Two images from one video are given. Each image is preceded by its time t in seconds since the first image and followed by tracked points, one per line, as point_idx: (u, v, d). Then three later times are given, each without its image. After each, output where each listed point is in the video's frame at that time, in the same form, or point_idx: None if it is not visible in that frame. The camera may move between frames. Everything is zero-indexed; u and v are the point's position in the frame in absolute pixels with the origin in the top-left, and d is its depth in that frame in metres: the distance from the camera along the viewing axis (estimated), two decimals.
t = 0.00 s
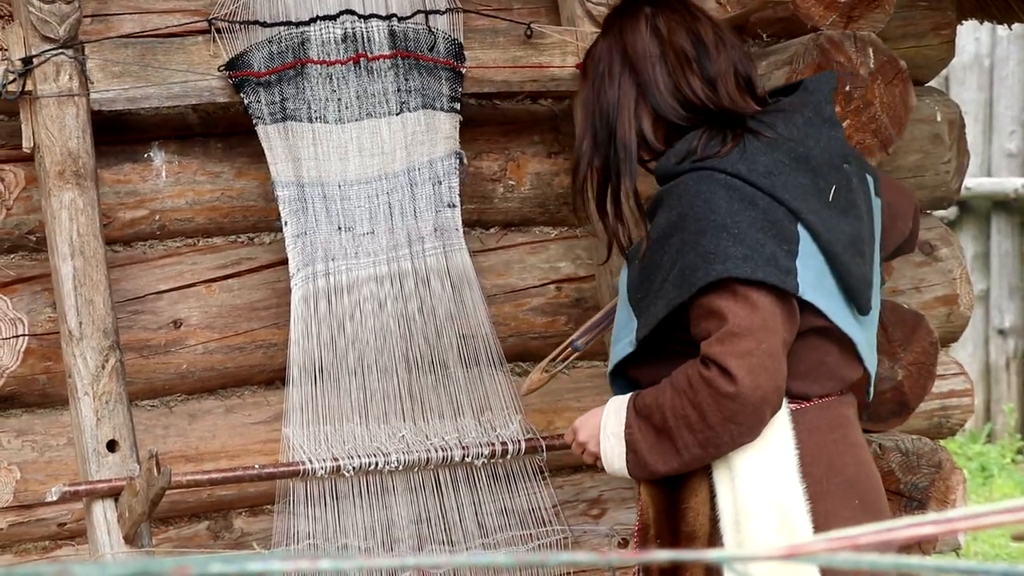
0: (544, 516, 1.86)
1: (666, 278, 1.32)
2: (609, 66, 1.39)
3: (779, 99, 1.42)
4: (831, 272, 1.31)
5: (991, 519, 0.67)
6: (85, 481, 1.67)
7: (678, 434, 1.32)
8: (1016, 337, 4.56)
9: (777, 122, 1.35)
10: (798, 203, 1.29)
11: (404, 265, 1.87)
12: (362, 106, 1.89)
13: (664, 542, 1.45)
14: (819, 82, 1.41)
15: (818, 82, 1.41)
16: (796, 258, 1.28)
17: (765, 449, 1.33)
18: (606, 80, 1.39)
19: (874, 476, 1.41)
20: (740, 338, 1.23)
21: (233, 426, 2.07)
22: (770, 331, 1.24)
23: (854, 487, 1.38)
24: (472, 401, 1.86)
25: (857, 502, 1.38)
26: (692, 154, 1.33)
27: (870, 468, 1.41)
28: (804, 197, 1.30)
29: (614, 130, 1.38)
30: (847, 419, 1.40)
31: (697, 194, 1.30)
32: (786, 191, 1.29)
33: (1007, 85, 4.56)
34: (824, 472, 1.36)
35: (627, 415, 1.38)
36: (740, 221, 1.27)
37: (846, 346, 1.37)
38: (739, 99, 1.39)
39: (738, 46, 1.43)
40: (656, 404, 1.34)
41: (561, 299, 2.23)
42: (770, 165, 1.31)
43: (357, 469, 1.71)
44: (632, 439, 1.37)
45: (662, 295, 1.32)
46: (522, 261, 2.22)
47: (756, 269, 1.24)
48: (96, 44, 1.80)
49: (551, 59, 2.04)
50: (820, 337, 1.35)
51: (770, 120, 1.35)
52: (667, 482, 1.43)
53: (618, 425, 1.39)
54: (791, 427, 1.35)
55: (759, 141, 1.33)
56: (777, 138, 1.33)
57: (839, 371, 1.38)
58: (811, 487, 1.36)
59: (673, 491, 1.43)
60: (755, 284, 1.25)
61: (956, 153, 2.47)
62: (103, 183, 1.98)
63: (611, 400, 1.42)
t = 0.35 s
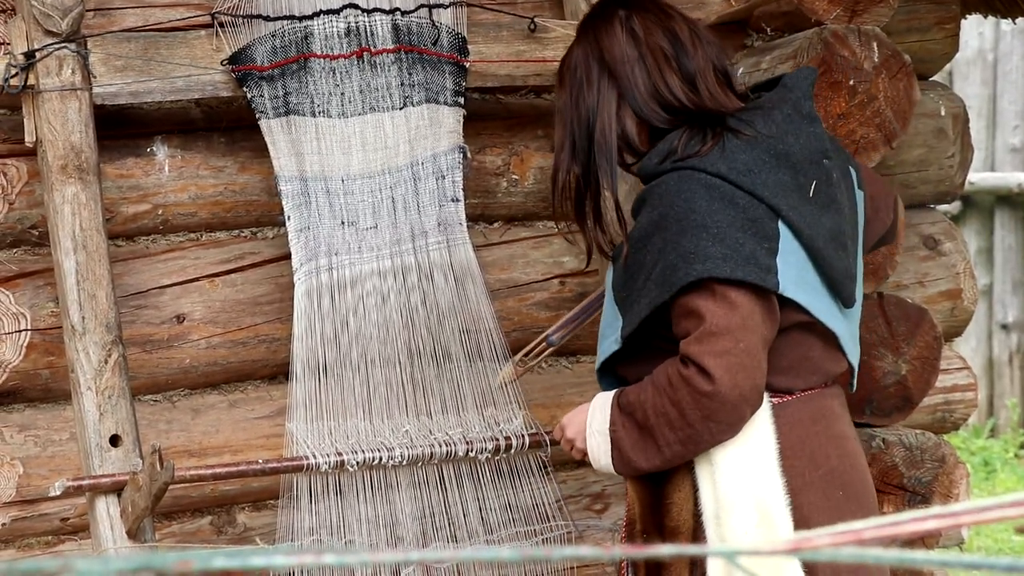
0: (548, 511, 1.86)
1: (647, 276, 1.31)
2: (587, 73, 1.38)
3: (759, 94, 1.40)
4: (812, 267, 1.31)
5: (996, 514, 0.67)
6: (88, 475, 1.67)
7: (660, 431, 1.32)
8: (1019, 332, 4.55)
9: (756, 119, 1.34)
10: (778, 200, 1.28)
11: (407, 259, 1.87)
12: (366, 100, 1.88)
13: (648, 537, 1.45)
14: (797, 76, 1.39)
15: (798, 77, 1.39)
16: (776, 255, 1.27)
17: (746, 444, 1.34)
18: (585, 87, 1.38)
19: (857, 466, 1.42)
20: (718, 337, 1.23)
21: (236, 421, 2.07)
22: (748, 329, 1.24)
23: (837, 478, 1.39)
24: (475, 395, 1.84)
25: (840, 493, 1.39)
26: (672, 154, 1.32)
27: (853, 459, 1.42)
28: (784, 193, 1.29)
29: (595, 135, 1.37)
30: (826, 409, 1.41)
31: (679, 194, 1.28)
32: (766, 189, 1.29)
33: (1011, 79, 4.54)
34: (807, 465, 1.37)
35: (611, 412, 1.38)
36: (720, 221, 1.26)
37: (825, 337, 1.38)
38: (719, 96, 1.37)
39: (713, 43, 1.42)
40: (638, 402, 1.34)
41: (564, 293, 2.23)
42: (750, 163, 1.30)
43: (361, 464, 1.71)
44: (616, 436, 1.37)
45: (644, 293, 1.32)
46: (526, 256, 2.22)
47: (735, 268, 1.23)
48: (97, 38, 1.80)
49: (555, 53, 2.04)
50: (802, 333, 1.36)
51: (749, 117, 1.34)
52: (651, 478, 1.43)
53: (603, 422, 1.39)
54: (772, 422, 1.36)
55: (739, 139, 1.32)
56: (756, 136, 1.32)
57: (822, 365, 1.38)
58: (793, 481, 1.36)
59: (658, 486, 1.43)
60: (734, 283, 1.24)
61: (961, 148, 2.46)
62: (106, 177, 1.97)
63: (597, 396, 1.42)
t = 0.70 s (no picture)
0: (542, 505, 1.86)
1: (622, 268, 1.31)
2: (565, 73, 1.36)
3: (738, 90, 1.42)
4: (788, 261, 1.33)
5: (990, 505, 0.67)
6: (81, 468, 1.67)
7: (631, 421, 1.32)
8: (1013, 326, 4.56)
9: (738, 114, 1.35)
10: (758, 195, 1.30)
11: (401, 252, 1.87)
12: (360, 93, 1.88)
13: (622, 528, 1.45)
14: (776, 74, 1.42)
15: (778, 76, 1.41)
16: (754, 250, 1.29)
17: (720, 438, 1.34)
18: (564, 87, 1.36)
19: (829, 457, 1.43)
20: (693, 329, 1.24)
21: (231, 414, 2.06)
22: (723, 324, 1.24)
23: (809, 470, 1.40)
24: (470, 390, 1.84)
25: (812, 485, 1.40)
26: (653, 147, 1.32)
27: (825, 450, 1.43)
28: (763, 189, 1.31)
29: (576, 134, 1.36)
30: (801, 402, 1.41)
31: (661, 186, 1.28)
32: (747, 184, 1.30)
33: (1006, 73, 4.53)
34: (779, 457, 1.38)
35: (583, 401, 1.38)
36: (702, 215, 1.27)
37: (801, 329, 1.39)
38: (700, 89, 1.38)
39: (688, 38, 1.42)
40: (611, 391, 1.33)
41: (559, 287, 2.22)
42: (732, 158, 1.31)
43: (356, 457, 1.71)
44: (587, 425, 1.37)
45: (621, 284, 1.31)
46: (520, 249, 2.21)
47: (715, 263, 1.24)
48: (91, 30, 1.79)
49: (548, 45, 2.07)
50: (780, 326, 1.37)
51: (730, 112, 1.35)
52: (625, 470, 1.43)
53: (575, 410, 1.38)
54: (744, 415, 1.36)
55: (721, 134, 1.32)
56: (739, 131, 1.33)
57: (797, 359, 1.39)
58: (764, 474, 1.37)
59: (631, 478, 1.43)
60: (712, 277, 1.25)
61: (955, 142, 2.46)
62: (100, 170, 1.96)
63: (568, 384, 1.41)
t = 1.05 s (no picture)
0: (536, 500, 1.86)
1: (601, 267, 1.32)
2: (540, 74, 1.34)
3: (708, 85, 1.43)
4: (763, 254, 1.34)
5: (981, 500, 0.67)
6: (75, 465, 1.67)
7: (616, 418, 1.32)
8: (1008, 318, 4.56)
9: (710, 110, 1.36)
10: (734, 190, 1.31)
11: (395, 248, 1.87)
12: (353, 88, 1.87)
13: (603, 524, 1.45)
14: (746, 68, 1.42)
15: (748, 69, 1.41)
16: (731, 245, 1.29)
17: (702, 432, 1.34)
18: (539, 89, 1.34)
19: (806, 446, 1.45)
20: (678, 325, 1.24)
21: (224, 411, 2.07)
22: (705, 319, 1.25)
23: (788, 460, 1.42)
24: (465, 386, 1.85)
25: (793, 475, 1.41)
26: (628, 144, 1.32)
27: (803, 439, 1.45)
28: (738, 184, 1.32)
29: (552, 138, 1.35)
30: (776, 393, 1.42)
31: (638, 184, 1.28)
32: (722, 179, 1.30)
33: (1000, 65, 4.50)
34: (760, 448, 1.39)
35: (566, 400, 1.38)
36: (679, 212, 1.27)
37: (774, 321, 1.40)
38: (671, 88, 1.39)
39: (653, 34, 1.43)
40: (595, 388, 1.33)
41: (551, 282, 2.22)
42: (706, 154, 1.31)
43: (350, 453, 1.71)
44: (571, 423, 1.36)
45: (600, 282, 1.31)
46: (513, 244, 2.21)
47: (694, 259, 1.24)
48: (82, 27, 1.79)
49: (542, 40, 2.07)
50: (752, 320, 1.38)
51: (702, 108, 1.36)
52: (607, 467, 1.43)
53: (557, 409, 1.38)
54: (725, 409, 1.37)
55: (694, 129, 1.33)
56: (712, 127, 1.34)
57: (770, 351, 1.41)
58: (747, 465, 1.38)
59: (613, 474, 1.43)
60: (692, 273, 1.25)
61: (948, 135, 2.46)
62: (92, 166, 1.96)
63: (550, 383, 1.41)
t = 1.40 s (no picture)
0: (533, 495, 1.86)
1: (585, 265, 1.32)
2: (527, 75, 1.33)
3: (688, 81, 1.43)
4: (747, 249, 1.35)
5: (974, 492, 0.67)
6: (71, 461, 1.67)
7: (601, 416, 1.32)
8: (1006, 313, 4.57)
9: (690, 106, 1.36)
10: (716, 186, 1.32)
11: (391, 243, 1.87)
12: (348, 84, 1.88)
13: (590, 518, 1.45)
14: (726, 63, 1.43)
15: (727, 65, 1.42)
16: (714, 241, 1.30)
17: (687, 426, 1.35)
18: (527, 90, 1.33)
19: (794, 440, 1.44)
20: (661, 323, 1.24)
21: (221, 406, 2.07)
22: (688, 315, 1.25)
23: (774, 452, 1.41)
24: (461, 382, 1.85)
25: (778, 467, 1.41)
26: (610, 143, 1.33)
27: (790, 432, 1.44)
28: (719, 179, 1.33)
29: (543, 139, 1.34)
30: (760, 385, 1.42)
31: (622, 183, 1.29)
32: (704, 176, 1.31)
33: (997, 59, 4.49)
34: (745, 441, 1.39)
35: (551, 398, 1.38)
36: (662, 209, 1.28)
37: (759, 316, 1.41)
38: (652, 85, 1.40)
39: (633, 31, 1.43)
40: (579, 386, 1.34)
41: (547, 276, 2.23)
42: (688, 151, 1.32)
43: (345, 448, 1.71)
44: (556, 421, 1.37)
45: (584, 280, 1.32)
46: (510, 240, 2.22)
47: (677, 256, 1.25)
48: (78, 22, 1.77)
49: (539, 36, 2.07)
50: (738, 314, 1.38)
51: (683, 104, 1.37)
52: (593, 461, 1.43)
53: (542, 407, 1.38)
54: (710, 403, 1.37)
55: (675, 126, 1.34)
56: (693, 123, 1.35)
57: (755, 344, 1.41)
58: (731, 457, 1.38)
59: (598, 469, 1.43)
60: (676, 270, 1.26)
61: (944, 129, 2.46)
62: (88, 162, 1.95)
63: (534, 381, 1.41)
